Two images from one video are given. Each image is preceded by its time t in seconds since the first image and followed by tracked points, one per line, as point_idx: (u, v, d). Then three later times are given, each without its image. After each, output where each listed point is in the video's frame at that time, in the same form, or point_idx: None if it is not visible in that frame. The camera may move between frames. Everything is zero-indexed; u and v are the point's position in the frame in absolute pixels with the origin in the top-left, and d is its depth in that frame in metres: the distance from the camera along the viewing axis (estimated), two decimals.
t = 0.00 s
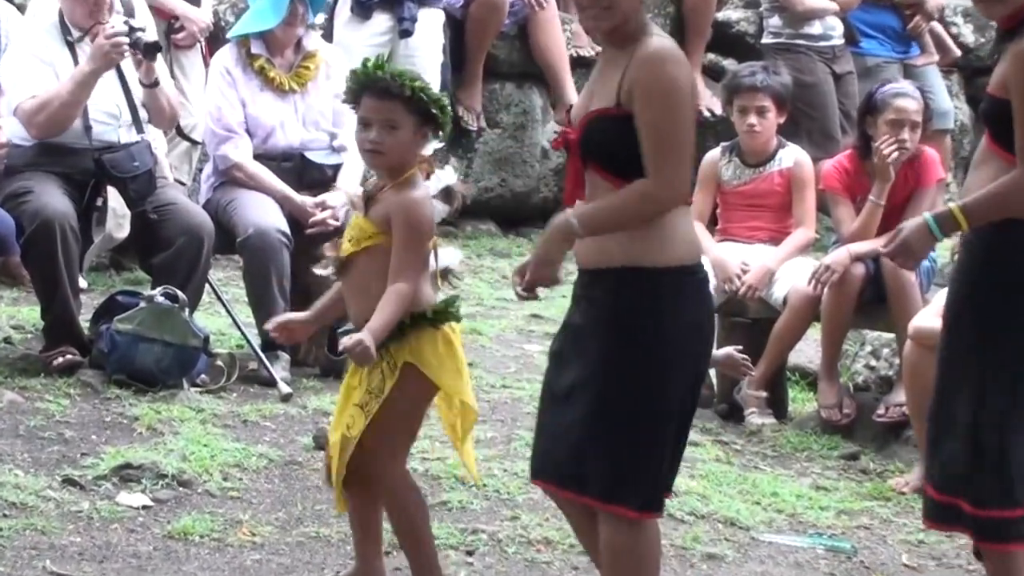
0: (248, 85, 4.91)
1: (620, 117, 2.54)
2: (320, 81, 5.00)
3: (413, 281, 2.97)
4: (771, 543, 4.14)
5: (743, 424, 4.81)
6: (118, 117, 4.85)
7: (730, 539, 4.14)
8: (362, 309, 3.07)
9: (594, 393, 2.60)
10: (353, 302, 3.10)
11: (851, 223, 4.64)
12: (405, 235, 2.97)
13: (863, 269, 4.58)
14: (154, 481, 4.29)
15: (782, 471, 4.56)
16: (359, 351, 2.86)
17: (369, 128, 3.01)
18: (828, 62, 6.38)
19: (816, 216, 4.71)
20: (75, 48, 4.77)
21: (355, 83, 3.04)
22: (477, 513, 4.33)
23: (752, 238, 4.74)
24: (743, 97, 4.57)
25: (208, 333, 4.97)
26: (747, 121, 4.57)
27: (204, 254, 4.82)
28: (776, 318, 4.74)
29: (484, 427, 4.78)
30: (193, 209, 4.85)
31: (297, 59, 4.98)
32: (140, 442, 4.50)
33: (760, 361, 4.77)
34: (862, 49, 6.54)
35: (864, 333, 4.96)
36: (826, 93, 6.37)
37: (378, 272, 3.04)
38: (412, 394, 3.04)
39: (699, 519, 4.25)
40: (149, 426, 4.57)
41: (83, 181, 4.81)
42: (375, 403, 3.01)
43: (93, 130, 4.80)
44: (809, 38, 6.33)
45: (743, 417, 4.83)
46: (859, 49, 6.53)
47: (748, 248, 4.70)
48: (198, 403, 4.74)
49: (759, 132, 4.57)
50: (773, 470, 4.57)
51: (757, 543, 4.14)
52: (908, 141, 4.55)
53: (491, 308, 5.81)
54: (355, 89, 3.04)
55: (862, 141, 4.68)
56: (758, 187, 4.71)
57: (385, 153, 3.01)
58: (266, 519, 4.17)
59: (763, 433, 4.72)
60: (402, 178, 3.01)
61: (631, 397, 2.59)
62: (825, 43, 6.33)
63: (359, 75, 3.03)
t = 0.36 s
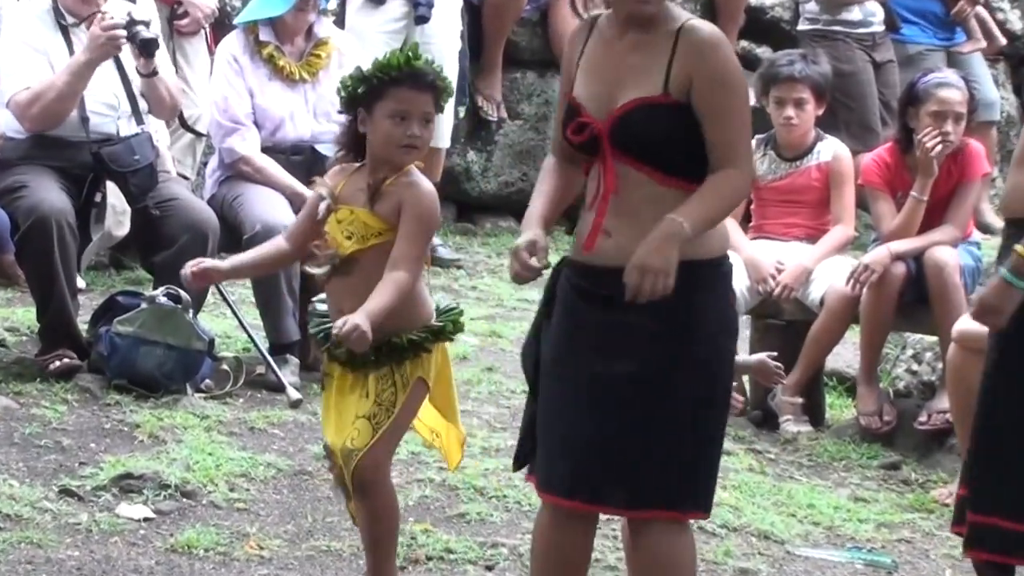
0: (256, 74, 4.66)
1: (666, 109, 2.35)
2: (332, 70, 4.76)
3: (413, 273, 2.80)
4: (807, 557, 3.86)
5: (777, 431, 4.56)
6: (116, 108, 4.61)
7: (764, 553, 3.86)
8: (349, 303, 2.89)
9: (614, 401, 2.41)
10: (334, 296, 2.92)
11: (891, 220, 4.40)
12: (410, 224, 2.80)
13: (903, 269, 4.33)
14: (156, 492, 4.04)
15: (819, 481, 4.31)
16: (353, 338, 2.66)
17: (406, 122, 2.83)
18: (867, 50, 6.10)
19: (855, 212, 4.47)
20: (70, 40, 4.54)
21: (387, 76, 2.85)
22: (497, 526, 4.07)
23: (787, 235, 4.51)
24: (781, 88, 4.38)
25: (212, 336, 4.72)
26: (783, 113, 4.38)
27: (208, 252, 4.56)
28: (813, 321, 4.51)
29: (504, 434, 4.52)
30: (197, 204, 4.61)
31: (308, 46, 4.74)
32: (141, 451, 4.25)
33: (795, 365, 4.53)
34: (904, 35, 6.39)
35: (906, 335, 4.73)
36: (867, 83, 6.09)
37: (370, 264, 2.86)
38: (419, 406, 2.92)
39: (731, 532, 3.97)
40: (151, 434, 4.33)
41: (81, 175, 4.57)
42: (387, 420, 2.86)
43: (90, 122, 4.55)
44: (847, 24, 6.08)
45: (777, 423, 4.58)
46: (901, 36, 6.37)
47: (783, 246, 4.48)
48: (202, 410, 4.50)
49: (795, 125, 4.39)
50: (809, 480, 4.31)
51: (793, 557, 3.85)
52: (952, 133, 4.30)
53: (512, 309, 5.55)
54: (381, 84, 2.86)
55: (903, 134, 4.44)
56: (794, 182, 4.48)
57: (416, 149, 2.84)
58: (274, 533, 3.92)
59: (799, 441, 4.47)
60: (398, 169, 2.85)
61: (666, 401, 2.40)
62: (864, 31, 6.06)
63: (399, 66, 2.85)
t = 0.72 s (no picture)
0: (265, 63, 4.42)
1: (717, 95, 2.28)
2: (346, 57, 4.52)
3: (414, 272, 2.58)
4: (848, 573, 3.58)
5: (815, 440, 4.33)
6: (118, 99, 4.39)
7: (803, 569, 3.59)
8: (341, 301, 2.63)
9: (617, 408, 2.21)
10: (321, 296, 2.66)
11: (936, 218, 4.17)
12: (417, 216, 2.59)
13: (950, 269, 4.09)
14: (160, 503, 3.80)
15: (861, 493, 4.05)
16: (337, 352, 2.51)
17: (409, 108, 2.60)
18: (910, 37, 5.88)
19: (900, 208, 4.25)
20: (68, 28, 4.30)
21: (393, 59, 2.62)
22: (521, 540, 3.82)
23: (826, 233, 4.30)
24: (821, 77, 4.21)
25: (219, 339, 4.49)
26: (824, 104, 4.21)
27: (215, 250, 4.34)
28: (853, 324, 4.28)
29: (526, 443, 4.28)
30: (202, 199, 4.38)
31: (320, 34, 4.51)
32: (145, 460, 4.02)
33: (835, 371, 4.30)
34: (948, 21, 6.15)
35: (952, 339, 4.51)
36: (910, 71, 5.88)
37: (366, 262, 2.62)
38: (419, 398, 2.68)
39: (768, 545, 3.71)
40: (154, 443, 4.09)
41: (81, 169, 4.33)
42: (391, 418, 2.61)
43: (90, 114, 4.32)
44: (888, 11, 5.84)
45: (815, 432, 4.35)
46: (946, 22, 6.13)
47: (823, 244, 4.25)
48: (208, 417, 4.27)
49: (835, 117, 4.21)
50: (850, 491, 4.06)
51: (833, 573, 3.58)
52: (1001, 125, 4.04)
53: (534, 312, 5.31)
54: (386, 68, 2.62)
55: (948, 126, 4.20)
56: (834, 176, 4.27)
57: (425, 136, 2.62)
58: (284, 547, 3.67)
59: (839, 451, 4.23)
60: (397, 160, 2.63)
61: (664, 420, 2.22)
62: (907, 16, 5.84)
63: (407, 48, 2.61)
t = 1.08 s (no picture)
0: (276, 52, 4.20)
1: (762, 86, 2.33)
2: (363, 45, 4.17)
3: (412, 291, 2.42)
4: None
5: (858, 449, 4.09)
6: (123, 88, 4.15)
7: None
8: (337, 316, 2.48)
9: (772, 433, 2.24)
10: (315, 309, 2.50)
11: (987, 215, 3.94)
12: (406, 234, 2.42)
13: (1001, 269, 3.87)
14: (165, 516, 3.57)
15: (907, 507, 3.81)
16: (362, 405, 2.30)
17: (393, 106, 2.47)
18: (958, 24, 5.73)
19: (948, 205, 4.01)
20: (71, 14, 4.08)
21: (373, 54, 2.51)
22: (548, 554, 3.55)
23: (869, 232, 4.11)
24: (867, 66, 4.00)
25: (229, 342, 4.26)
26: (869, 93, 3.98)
27: (225, 248, 4.10)
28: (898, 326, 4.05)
29: (554, 453, 4.05)
30: (210, 193, 4.15)
31: (334, 20, 4.20)
32: (150, 471, 3.79)
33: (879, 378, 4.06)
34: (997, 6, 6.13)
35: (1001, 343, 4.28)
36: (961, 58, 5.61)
37: (356, 279, 2.46)
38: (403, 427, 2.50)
39: (809, 563, 3.46)
40: (160, 452, 3.87)
41: (83, 163, 4.11)
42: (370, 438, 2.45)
43: (93, 106, 4.10)
44: None
45: (858, 441, 4.11)
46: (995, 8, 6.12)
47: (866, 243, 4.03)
48: (217, 425, 4.04)
49: (879, 108, 3.98)
50: (896, 505, 3.81)
51: None
52: None
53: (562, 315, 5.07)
54: (366, 63, 2.51)
55: (1000, 118, 3.97)
56: (879, 170, 4.03)
57: (411, 134, 2.48)
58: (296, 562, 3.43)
59: (884, 461, 3.99)
60: (387, 166, 2.48)
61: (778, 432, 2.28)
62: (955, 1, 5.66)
63: (388, 42, 2.50)
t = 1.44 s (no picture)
0: (286, 39, 3.98)
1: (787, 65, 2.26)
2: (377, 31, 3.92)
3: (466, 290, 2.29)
4: None
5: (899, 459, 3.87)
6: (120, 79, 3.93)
7: None
8: (380, 320, 2.33)
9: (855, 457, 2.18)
10: (351, 318, 2.33)
11: None
12: (456, 225, 2.31)
13: None
14: (169, 529, 3.32)
15: (952, 520, 3.56)
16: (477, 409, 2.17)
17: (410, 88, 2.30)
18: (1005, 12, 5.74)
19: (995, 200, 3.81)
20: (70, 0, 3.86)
21: (384, 33, 2.34)
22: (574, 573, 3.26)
23: (915, 230, 3.91)
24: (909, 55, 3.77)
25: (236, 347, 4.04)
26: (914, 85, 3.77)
27: (232, 247, 3.89)
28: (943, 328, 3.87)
29: (580, 465, 3.81)
30: (216, 189, 3.93)
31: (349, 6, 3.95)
32: (152, 483, 3.55)
33: (923, 384, 3.87)
34: None
35: None
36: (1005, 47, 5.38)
37: (395, 277, 2.31)
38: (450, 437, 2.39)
39: None
40: (162, 462, 3.63)
41: (81, 158, 3.88)
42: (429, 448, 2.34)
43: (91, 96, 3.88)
44: None
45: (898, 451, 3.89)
46: None
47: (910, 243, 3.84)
48: (222, 435, 3.81)
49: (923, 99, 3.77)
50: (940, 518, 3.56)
51: None
52: None
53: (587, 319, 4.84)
54: (379, 45, 2.34)
55: None
56: (923, 165, 3.81)
57: (433, 115, 2.32)
58: None
59: (929, 473, 3.76)
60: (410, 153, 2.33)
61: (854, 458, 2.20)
62: None
63: (399, 19, 2.33)
